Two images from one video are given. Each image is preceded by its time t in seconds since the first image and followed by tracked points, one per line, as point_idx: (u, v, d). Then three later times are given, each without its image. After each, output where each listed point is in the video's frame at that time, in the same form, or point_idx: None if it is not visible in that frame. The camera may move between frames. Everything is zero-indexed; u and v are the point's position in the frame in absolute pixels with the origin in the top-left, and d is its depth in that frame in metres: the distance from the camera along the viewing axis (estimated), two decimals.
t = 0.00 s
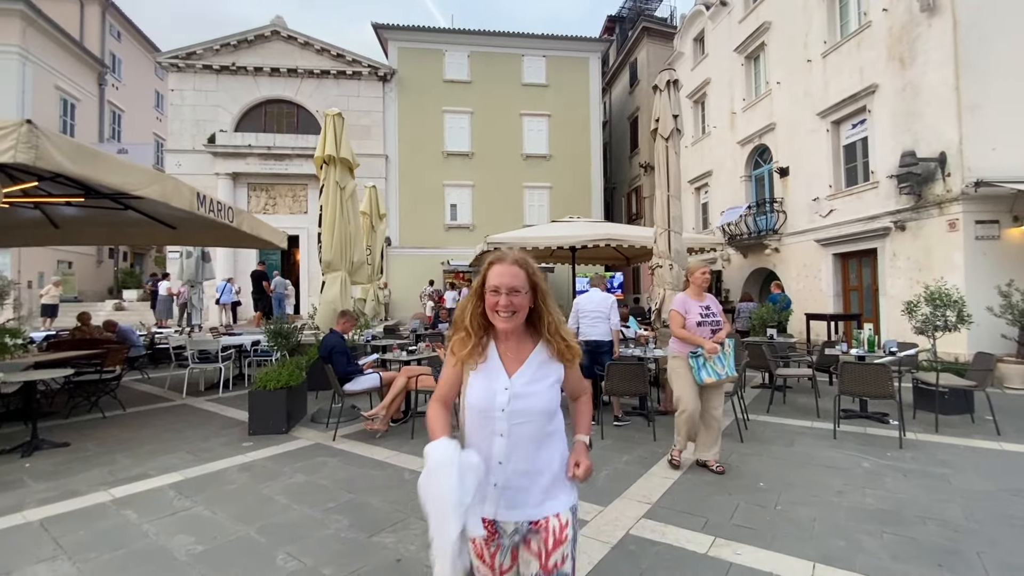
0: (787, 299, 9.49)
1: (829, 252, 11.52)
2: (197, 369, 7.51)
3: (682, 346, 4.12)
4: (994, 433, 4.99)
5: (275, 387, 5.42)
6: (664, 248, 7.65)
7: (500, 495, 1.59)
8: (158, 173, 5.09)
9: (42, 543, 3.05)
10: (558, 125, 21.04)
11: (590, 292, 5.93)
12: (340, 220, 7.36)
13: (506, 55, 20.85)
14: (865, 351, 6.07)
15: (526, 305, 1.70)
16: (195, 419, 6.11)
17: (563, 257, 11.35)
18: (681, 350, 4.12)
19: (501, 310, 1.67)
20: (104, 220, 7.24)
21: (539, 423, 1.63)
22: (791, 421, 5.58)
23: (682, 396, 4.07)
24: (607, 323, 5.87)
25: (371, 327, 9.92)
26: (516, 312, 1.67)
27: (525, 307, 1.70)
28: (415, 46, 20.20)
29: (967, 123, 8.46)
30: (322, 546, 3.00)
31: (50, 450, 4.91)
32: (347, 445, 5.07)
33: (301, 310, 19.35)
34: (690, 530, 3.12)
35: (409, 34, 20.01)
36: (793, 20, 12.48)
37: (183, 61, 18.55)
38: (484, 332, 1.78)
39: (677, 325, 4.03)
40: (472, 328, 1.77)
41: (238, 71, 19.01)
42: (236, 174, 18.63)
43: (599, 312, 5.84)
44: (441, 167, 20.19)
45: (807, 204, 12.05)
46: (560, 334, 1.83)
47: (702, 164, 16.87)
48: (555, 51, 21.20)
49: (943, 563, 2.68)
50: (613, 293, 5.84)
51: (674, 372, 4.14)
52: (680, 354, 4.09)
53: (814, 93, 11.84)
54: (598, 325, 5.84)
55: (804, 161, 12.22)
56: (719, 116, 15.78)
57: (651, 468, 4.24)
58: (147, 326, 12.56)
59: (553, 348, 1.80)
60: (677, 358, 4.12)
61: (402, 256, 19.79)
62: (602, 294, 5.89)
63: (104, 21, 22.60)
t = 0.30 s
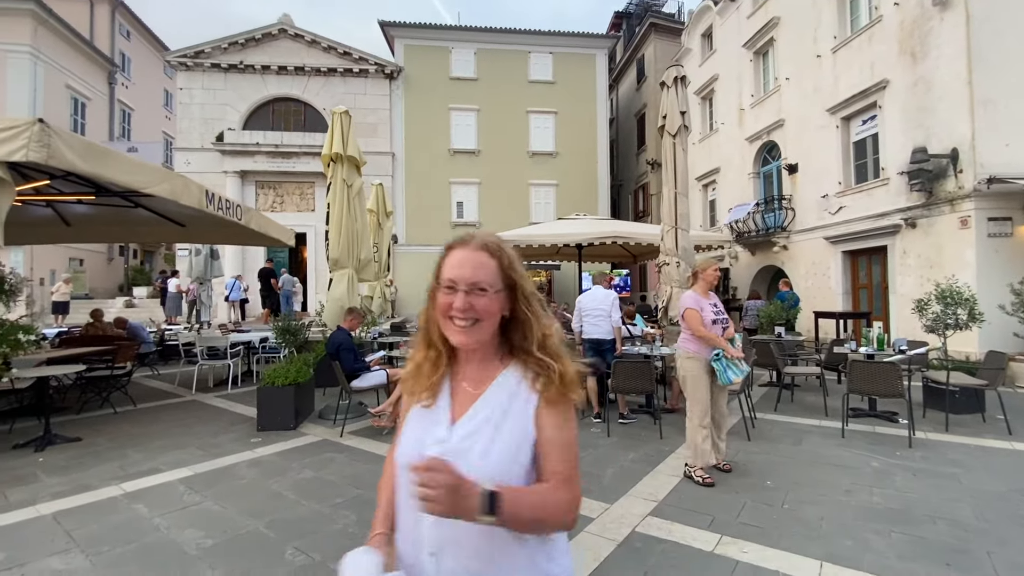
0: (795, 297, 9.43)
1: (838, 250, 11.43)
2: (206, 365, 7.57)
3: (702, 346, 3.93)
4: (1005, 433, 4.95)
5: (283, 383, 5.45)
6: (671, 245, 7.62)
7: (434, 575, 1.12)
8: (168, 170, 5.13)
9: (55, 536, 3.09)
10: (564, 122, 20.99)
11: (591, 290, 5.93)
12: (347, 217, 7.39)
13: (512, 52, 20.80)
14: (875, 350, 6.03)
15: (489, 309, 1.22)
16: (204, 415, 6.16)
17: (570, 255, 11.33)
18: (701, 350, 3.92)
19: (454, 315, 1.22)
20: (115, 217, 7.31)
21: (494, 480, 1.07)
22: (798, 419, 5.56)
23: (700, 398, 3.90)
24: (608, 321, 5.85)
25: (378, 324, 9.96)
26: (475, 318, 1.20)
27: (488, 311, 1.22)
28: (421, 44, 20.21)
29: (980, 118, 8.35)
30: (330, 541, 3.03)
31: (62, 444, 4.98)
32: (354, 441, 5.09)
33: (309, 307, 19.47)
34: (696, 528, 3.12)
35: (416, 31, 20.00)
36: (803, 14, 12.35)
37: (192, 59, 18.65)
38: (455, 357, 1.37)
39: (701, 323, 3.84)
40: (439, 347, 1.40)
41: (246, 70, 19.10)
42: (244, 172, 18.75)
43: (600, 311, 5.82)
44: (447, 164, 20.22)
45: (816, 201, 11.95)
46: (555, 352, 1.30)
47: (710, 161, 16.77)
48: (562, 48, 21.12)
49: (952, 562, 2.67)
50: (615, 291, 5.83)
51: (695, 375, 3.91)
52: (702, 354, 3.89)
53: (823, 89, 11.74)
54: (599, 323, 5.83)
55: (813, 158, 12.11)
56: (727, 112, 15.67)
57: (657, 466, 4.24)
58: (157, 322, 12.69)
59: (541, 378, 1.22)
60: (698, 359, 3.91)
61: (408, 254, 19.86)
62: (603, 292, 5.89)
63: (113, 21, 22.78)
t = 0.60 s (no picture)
0: (805, 294, 9.36)
1: (849, 246, 11.32)
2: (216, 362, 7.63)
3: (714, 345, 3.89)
4: (1020, 431, 4.89)
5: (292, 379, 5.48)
6: (680, 242, 7.57)
7: None
8: (178, 168, 5.16)
9: (68, 530, 3.13)
10: (571, 119, 20.91)
11: (596, 287, 5.92)
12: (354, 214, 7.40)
13: (519, 48, 20.74)
14: (886, 347, 5.97)
15: (355, 315, 0.94)
16: (215, 411, 6.22)
17: (577, 252, 11.30)
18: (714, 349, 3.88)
19: (306, 319, 0.94)
20: (126, 215, 7.38)
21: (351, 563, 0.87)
22: (808, 417, 5.51)
23: (711, 397, 3.85)
24: (614, 318, 5.81)
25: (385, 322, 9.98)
26: (337, 325, 0.93)
27: (357, 317, 0.95)
28: (428, 41, 20.20)
29: (994, 113, 8.23)
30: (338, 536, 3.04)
31: (76, 439, 5.04)
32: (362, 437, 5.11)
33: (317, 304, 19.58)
34: (704, 525, 3.11)
35: (422, 29, 19.99)
36: (813, 8, 12.21)
37: (201, 58, 18.75)
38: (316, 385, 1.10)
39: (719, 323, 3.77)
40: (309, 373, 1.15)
41: (254, 68, 19.19)
42: (253, 170, 18.85)
43: (607, 308, 5.80)
44: (454, 162, 20.21)
45: (826, 197, 11.83)
46: (440, 361, 1.06)
47: (718, 157, 16.66)
48: (569, 44, 21.04)
49: (966, 561, 2.64)
50: (620, 288, 5.80)
51: (710, 374, 3.86)
52: (717, 353, 3.84)
53: (834, 84, 11.61)
54: (605, 320, 5.80)
55: (823, 153, 11.99)
56: (736, 107, 15.54)
57: (666, 463, 4.23)
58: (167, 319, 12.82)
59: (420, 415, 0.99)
60: (712, 358, 3.86)
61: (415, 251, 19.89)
62: (608, 289, 5.86)
63: (123, 20, 22.94)
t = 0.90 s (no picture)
0: (815, 292, 9.28)
1: (860, 244, 11.19)
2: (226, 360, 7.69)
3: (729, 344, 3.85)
4: None
5: (301, 378, 5.51)
6: (688, 240, 7.52)
7: None
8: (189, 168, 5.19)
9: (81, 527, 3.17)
10: (579, 117, 20.84)
11: (601, 286, 5.90)
12: (362, 213, 7.42)
13: (526, 47, 20.69)
14: (898, 346, 5.89)
15: None
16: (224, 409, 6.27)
17: (585, 250, 11.25)
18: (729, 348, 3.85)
19: None
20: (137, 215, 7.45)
21: None
22: (818, 416, 5.47)
23: (726, 396, 3.84)
24: (621, 316, 5.80)
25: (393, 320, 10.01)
26: None
27: None
28: (435, 40, 20.20)
29: (1009, 108, 8.10)
30: (347, 534, 3.06)
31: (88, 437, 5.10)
32: (371, 436, 5.13)
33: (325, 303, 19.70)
34: (714, 525, 3.09)
35: (429, 27, 19.99)
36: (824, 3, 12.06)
37: (209, 59, 18.86)
38: None
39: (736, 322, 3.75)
40: None
41: (262, 68, 19.28)
42: (262, 170, 18.96)
43: (613, 306, 5.78)
44: (461, 160, 20.22)
45: (837, 194, 11.71)
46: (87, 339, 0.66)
47: (727, 154, 16.54)
48: (576, 42, 20.94)
49: (981, 563, 2.60)
50: (625, 286, 5.78)
51: (726, 373, 3.83)
52: (733, 353, 3.82)
53: (845, 80, 11.47)
54: (611, 319, 5.79)
55: (834, 150, 11.86)
56: (746, 104, 15.41)
57: (675, 462, 4.20)
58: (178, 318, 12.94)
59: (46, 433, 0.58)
60: (728, 357, 3.83)
61: (423, 250, 19.94)
62: (613, 287, 5.84)
63: (134, 22, 23.16)
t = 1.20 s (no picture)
0: (826, 292, 9.18)
1: (871, 242, 11.07)
2: (235, 360, 7.73)
3: (744, 342, 3.82)
4: None
5: (309, 377, 5.53)
6: (697, 239, 7.47)
7: None
8: (197, 169, 5.22)
9: (93, 525, 3.20)
10: (585, 116, 20.78)
11: (608, 286, 5.88)
12: (370, 213, 7.45)
13: (533, 46, 20.66)
14: (910, 346, 5.82)
15: None
16: (234, 408, 6.31)
17: (592, 249, 11.21)
18: (744, 346, 3.81)
19: None
20: (148, 216, 7.52)
21: None
22: (829, 417, 5.41)
23: (740, 394, 3.81)
24: (627, 316, 5.76)
25: (401, 320, 10.02)
26: None
27: None
28: (442, 40, 20.23)
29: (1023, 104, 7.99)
30: (356, 532, 3.07)
31: (100, 435, 5.16)
32: (379, 435, 5.15)
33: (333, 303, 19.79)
34: (724, 526, 3.07)
35: (436, 27, 20.02)
36: None
37: (218, 60, 18.98)
38: None
39: (753, 318, 3.72)
40: None
41: (270, 69, 19.39)
42: (270, 170, 19.07)
43: (619, 306, 5.76)
44: (468, 160, 20.23)
45: (848, 192, 11.60)
46: None
47: (736, 152, 16.45)
48: (583, 40, 20.88)
49: (997, 567, 2.56)
50: (631, 285, 5.75)
51: (740, 374, 3.78)
52: (748, 350, 3.79)
53: (856, 77, 11.37)
54: (618, 318, 5.76)
55: (845, 147, 11.76)
56: (754, 101, 15.31)
57: (684, 463, 4.18)
58: (188, 317, 13.04)
59: None
60: (743, 355, 3.80)
61: (430, 250, 19.99)
62: (619, 286, 5.82)
63: (143, 24, 23.36)
